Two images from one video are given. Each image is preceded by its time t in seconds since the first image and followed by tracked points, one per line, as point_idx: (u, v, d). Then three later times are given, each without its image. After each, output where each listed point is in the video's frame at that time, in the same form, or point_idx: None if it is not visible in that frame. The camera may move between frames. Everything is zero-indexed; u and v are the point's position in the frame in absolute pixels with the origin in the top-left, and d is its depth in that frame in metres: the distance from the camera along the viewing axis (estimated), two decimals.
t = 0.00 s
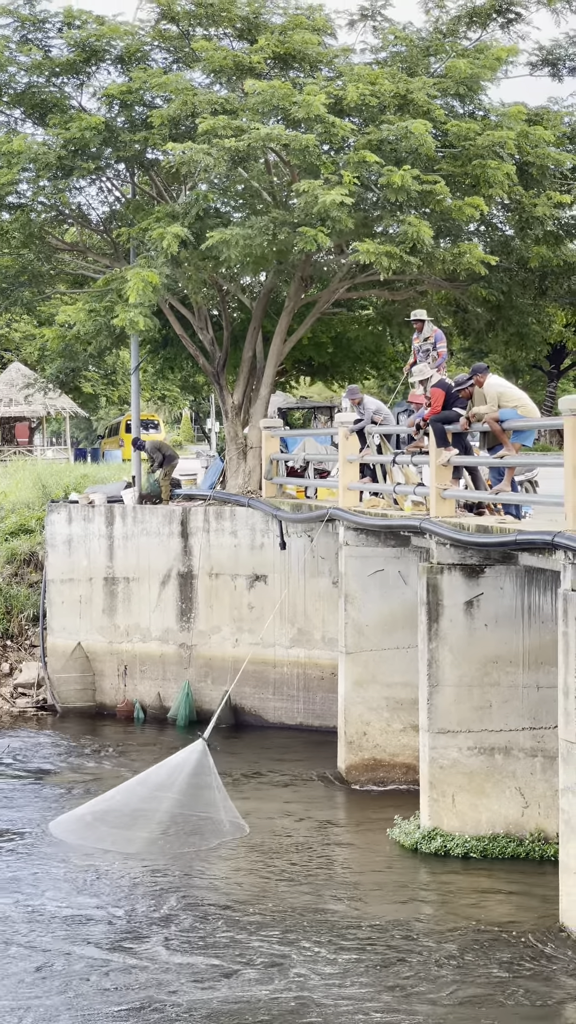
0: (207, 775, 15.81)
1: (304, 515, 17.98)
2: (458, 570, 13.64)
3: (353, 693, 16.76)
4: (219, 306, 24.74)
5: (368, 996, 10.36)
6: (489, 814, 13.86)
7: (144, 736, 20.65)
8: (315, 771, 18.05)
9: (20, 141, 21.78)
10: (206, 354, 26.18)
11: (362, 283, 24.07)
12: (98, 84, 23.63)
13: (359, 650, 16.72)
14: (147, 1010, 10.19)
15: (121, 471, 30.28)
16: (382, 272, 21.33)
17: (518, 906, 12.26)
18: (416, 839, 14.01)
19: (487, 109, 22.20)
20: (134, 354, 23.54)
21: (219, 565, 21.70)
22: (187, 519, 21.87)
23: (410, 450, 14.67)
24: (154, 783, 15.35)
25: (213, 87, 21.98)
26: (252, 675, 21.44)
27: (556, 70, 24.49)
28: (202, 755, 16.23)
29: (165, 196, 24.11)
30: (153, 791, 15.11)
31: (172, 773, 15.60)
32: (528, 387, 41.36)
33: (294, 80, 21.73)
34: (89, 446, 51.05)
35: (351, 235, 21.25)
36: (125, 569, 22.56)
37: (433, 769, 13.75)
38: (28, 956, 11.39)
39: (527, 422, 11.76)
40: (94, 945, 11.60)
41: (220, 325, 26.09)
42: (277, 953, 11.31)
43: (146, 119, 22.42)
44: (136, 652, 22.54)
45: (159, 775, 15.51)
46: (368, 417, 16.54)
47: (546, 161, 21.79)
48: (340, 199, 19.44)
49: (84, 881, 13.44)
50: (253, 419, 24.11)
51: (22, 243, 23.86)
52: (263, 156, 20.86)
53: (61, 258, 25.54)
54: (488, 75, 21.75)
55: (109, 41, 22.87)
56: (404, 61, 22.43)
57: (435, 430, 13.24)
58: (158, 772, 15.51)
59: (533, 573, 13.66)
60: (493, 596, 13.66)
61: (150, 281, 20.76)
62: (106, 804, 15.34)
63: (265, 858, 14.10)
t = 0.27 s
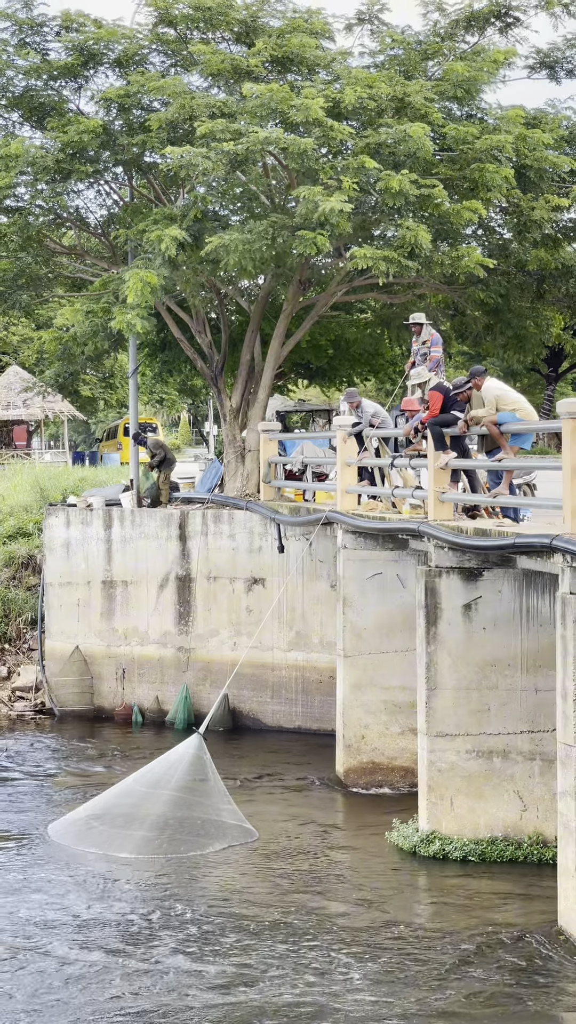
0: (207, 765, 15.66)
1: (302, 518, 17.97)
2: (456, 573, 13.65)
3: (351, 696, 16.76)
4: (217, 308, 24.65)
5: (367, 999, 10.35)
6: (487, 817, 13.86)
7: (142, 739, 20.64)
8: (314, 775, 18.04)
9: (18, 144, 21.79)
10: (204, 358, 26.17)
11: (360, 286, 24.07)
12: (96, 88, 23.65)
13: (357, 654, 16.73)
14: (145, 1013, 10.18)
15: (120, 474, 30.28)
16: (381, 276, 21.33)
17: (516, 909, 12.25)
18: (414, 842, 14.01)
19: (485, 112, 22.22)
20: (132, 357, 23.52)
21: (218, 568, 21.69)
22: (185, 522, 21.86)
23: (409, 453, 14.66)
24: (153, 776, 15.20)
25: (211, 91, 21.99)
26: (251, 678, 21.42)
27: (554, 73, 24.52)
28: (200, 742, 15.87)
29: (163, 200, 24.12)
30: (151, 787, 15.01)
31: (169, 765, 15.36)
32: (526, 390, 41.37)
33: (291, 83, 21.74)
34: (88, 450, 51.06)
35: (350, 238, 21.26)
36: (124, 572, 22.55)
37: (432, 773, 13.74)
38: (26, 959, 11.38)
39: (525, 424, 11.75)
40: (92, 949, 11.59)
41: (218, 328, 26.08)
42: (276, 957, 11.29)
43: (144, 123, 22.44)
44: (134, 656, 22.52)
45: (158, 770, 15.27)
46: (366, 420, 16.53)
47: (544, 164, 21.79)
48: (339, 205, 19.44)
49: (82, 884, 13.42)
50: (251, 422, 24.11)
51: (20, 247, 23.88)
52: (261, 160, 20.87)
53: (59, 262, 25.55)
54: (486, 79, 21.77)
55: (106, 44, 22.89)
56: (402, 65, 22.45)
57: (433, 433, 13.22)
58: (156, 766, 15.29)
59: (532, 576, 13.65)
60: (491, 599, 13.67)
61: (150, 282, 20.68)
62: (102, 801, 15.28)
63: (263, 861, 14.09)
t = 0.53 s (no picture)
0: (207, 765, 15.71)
1: (301, 521, 17.95)
2: (454, 577, 13.64)
3: (350, 699, 16.75)
4: (215, 311, 24.64)
5: (365, 1003, 10.34)
6: (486, 820, 13.86)
7: (140, 743, 20.62)
8: (312, 778, 18.02)
9: (15, 148, 21.79)
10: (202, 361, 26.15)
11: (358, 290, 24.08)
12: (94, 91, 23.67)
13: (355, 657, 16.73)
14: (143, 1017, 10.16)
15: (118, 477, 30.29)
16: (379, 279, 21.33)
17: (515, 912, 12.23)
18: (413, 845, 14.00)
19: (483, 115, 22.23)
20: (130, 359, 23.53)
21: (216, 572, 21.69)
22: (184, 525, 21.85)
23: (407, 457, 14.68)
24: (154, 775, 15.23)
25: (209, 94, 22.00)
26: (249, 682, 21.41)
27: (551, 76, 24.54)
28: (200, 742, 15.95)
29: (161, 203, 24.12)
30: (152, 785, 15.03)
31: (171, 762, 15.39)
32: (523, 393, 41.37)
33: (289, 86, 21.75)
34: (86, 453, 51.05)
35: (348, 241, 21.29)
36: (122, 575, 22.54)
37: (430, 776, 13.74)
38: (23, 963, 11.36)
39: (523, 428, 11.74)
40: (90, 953, 11.56)
41: (217, 331, 26.08)
42: (274, 961, 11.27)
43: (142, 126, 22.44)
44: (132, 659, 22.52)
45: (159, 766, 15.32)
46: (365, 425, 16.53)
47: (542, 167, 21.79)
48: (338, 210, 19.44)
49: (79, 888, 13.40)
50: (250, 425, 24.12)
51: (18, 251, 23.88)
52: (259, 164, 20.87)
53: (57, 265, 25.56)
54: (484, 81, 21.78)
55: (104, 48, 22.91)
56: (400, 68, 22.46)
57: (431, 436, 13.22)
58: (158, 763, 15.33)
59: (530, 579, 13.64)
60: (489, 602, 13.67)
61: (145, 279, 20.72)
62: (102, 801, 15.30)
63: (262, 865, 14.07)
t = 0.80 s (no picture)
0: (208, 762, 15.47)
1: (299, 524, 17.94)
2: (453, 579, 13.64)
3: (348, 702, 16.75)
4: (214, 314, 24.64)
5: (364, 1007, 10.33)
6: (484, 823, 13.86)
7: (138, 745, 20.61)
8: (310, 781, 18.01)
9: (14, 150, 21.79)
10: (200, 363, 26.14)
11: (356, 292, 24.09)
12: (92, 94, 23.70)
13: (353, 659, 16.74)
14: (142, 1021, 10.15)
15: (116, 480, 30.28)
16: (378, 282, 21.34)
17: (513, 916, 12.23)
18: (411, 848, 13.99)
19: (480, 117, 22.25)
20: (128, 361, 23.51)
21: (214, 574, 21.69)
22: (182, 528, 21.86)
23: (405, 460, 14.69)
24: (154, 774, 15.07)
25: (207, 97, 22.02)
26: (247, 684, 21.40)
27: (549, 80, 24.59)
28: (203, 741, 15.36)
29: (160, 205, 24.14)
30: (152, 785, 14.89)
31: (170, 763, 15.07)
32: (521, 395, 41.38)
33: (287, 89, 21.77)
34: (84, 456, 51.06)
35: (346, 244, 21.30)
36: (120, 578, 22.54)
37: (429, 779, 13.74)
38: (22, 967, 11.35)
39: (521, 430, 11.75)
40: (88, 957, 11.54)
41: (215, 334, 26.07)
42: (273, 964, 11.25)
43: (140, 129, 22.46)
44: (130, 662, 22.51)
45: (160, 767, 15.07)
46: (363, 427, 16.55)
47: (540, 169, 21.80)
48: (337, 212, 19.44)
49: (78, 892, 13.38)
50: (248, 428, 24.13)
51: (16, 254, 23.88)
52: (257, 166, 20.88)
53: (56, 268, 25.56)
54: (482, 84, 21.81)
55: (103, 51, 22.93)
56: (398, 71, 22.49)
57: (429, 438, 13.23)
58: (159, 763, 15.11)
59: (528, 582, 13.66)
60: (488, 605, 13.67)
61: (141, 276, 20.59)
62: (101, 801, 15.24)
63: (260, 867, 14.06)
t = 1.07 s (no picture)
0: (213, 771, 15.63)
1: (298, 527, 17.95)
2: (452, 583, 13.65)
3: (347, 705, 16.74)
4: (213, 318, 24.66)
5: (363, 1010, 10.33)
6: (483, 826, 13.86)
7: (137, 749, 20.60)
8: (309, 784, 18.00)
9: (13, 154, 21.81)
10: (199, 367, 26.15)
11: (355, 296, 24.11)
12: (91, 98, 23.72)
13: (353, 663, 16.73)
14: None
15: (115, 483, 30.28)
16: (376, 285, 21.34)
17: (512, 919, 12.22)
18: (410, 851, 13.99)
19: (479, 120, 22.29)
20: (127, 363, 23.50)
21: (213, 578, 21.70)
22: (181, 531, 21.87)
23: (404, 463, 14.70)
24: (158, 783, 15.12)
25: (206, 100, 22.04)
26: (246, 688, 21.40)
27: (547, 84, 24.62)
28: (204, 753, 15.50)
29: (159, 209, 24.15)
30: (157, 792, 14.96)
31: (174, 772, 15.21)
32: (520, 399, 41.39)
33: (287, 93, 21.79)
34: (83, 459, 51.07)
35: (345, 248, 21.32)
36: (119, 582, 22.54)
37: (428, 782, 13.74)
38: (21, 970, 11.35)
39: (520, 434, 11.76)
40: (88, 960, 11.54)
41: (214, 338, 26.09)
42: (273, 967, 11.26)
43: (139, 133, 22.47)
44: (130, 666, 22.51)
45: (161, 776, 15.20)
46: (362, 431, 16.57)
47: (538, 172, 21.82)
48: (335, 214, 19.44)
49: (77, 895, 13.38)
50: (247, 431, 24.13)
51: (15, 257, 23.90)
52: (256, 170, 20.89)
53: (55, 271, 25.59)
54: (481, 88, 21.84)
55: (102, 54, 22.95)
56: (397, 74, 22.52)
57: (428, 442, 13.24)
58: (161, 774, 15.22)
59: (527, 585, 13.66)
60: (486, 608, 13.68)
61: (139, 276, 20.55)
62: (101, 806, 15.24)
63: (259, 871, 14.05)
